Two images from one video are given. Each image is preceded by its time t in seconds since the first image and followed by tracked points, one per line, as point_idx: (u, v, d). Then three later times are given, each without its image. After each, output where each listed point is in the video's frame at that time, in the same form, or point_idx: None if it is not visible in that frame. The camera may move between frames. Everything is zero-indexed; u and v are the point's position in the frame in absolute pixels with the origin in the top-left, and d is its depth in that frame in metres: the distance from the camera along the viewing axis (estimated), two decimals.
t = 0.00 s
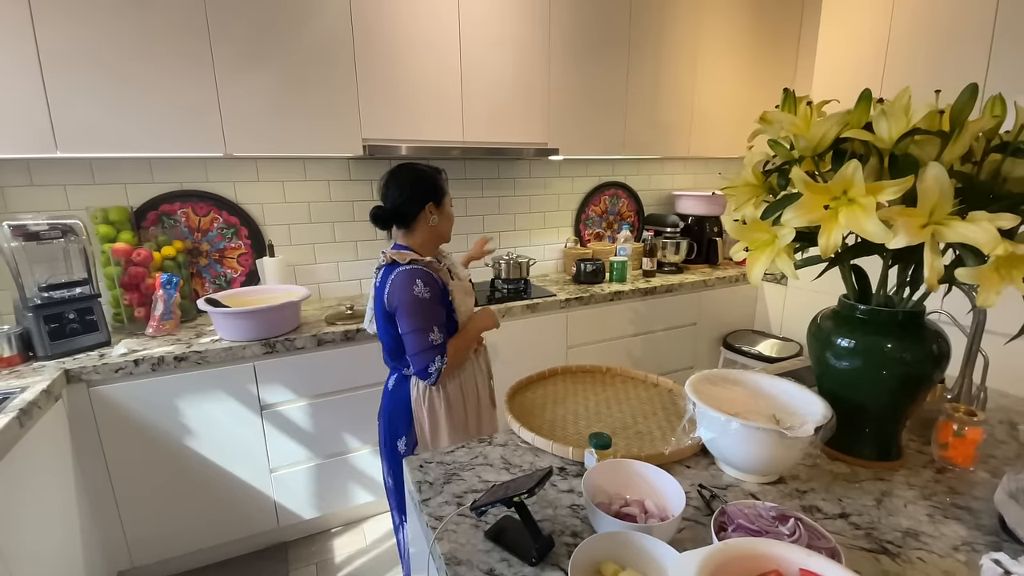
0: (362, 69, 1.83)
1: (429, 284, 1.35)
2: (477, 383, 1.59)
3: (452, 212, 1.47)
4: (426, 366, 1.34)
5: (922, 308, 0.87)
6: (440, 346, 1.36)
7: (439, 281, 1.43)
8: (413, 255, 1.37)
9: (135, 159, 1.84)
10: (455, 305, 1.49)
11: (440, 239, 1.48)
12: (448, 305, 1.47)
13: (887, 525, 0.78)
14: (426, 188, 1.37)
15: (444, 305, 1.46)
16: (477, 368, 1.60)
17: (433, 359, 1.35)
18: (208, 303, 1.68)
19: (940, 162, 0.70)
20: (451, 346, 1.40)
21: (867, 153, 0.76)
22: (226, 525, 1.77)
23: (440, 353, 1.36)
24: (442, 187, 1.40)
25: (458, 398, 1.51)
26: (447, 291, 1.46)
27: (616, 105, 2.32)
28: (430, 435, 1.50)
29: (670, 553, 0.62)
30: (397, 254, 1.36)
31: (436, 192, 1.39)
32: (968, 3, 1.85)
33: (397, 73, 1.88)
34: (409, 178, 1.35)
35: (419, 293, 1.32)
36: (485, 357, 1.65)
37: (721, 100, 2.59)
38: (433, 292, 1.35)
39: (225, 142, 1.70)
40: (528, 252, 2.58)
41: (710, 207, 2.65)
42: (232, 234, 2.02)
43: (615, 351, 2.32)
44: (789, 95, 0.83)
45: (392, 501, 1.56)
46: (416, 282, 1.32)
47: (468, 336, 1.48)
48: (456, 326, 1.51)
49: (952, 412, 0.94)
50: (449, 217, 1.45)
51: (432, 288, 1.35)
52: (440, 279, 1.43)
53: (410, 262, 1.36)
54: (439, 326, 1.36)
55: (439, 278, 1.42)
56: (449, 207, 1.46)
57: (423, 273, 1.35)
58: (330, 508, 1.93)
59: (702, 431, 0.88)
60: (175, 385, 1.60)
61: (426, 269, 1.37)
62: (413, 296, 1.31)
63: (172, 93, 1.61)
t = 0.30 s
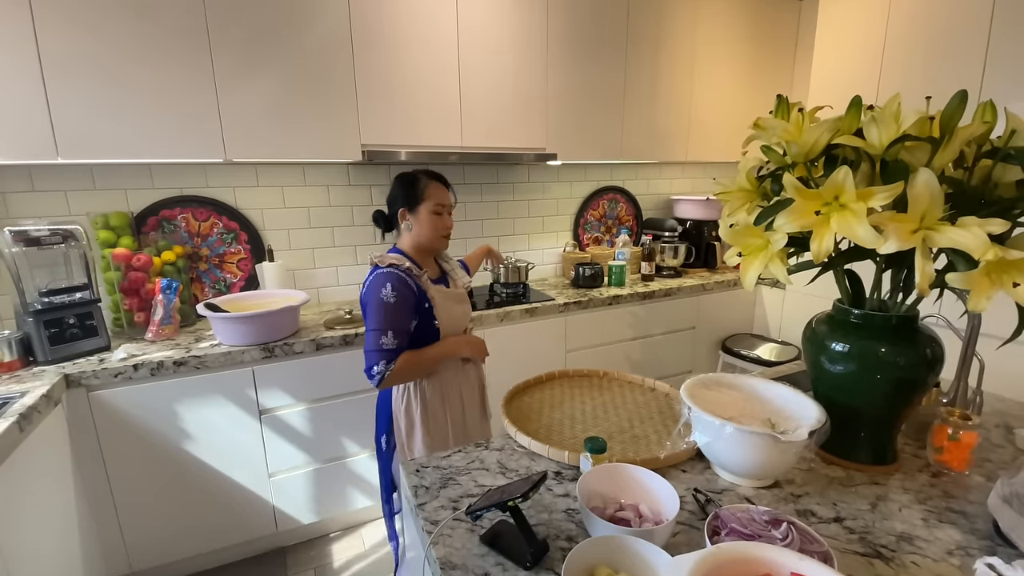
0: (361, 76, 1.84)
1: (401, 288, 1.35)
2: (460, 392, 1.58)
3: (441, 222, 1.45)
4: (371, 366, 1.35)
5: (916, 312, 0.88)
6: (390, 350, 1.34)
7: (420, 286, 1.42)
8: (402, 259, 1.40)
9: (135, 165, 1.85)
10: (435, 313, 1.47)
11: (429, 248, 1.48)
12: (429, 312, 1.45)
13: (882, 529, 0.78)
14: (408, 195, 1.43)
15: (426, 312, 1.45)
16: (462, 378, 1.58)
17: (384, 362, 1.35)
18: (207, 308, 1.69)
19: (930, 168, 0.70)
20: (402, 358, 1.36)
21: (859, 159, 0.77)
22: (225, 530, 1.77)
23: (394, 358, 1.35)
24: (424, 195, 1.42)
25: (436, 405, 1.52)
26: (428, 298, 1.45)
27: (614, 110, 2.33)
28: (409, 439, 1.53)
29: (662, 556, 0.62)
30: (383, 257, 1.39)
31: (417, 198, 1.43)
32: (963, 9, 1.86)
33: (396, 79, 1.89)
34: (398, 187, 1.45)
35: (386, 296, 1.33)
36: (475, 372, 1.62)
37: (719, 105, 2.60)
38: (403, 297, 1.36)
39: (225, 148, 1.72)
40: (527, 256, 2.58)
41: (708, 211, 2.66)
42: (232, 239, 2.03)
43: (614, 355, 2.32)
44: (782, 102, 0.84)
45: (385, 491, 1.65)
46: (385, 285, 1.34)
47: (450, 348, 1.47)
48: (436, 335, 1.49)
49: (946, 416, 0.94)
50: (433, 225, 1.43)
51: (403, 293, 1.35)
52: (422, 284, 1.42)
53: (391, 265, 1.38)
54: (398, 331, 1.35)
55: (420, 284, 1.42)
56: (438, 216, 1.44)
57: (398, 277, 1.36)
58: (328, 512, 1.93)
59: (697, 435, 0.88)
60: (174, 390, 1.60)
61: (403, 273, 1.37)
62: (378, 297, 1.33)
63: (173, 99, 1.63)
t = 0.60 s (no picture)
0: (363, 81, 1.85)
1: (393, 292, 1.36)
2: (454, 397, 1.58)
3: (431, 228, 1.45)
4: (361, 368, 1.36)
5: (916, 319, 0.87)
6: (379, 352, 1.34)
7: (414, 291, 1.43)
8: (397, 262, 1.41)
9: (138, 170, 1.86)
10: (427, 319, 1.47)
11: (423, 255, 1.49)
12: (421, 317, 1.46)
13: (882, 536, 0.78)
14: (404, 202, 1.47)
15: (419, 316, 1.45)
16: (456, 383, 1.58)
17: (375, 365, 1.35)
18: (209, 313, 1.69)
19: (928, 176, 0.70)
20: (391, 360, 1.36)
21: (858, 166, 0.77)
22: (225, 535, 1.77)
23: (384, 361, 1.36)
24: (416, 201, 1.44)
25: (428, 410, 1.52)
26: (421, 303, 1.45)
27: (615, 114, 2.33)
28: (401, 443, 1.54)
29: (659, 563, 0.62)
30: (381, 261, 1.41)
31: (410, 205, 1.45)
32: (963, 14, 1.86)
33: (398, 85, 1.90)
34: (398, 195, 1.50)
35: (378, 300, 1.35)
36: (470, 377, 1.62)
37: (719, 109, 2.61)
38: (395, 301, 1.37)
39: (228, 153, 1.72)
40: (528, 261, 2.59)
41: (709, 216, 2.66)
42: (234, 244, 2.04)
43: (615, 359, 2.32)
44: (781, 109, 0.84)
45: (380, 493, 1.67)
46: (378, 289, 1.35)
47: (444, 353, 1.47)
48: (427, 340, 1.50)
49: (947, 423, 0.94)
50: (422, 231, 1.44)
51: (395, 297, 1.37)
52: (416, 289, 1.43)
53: (385, 269, 1.40)
54: (389, 334, 1.36)
55: (414, 288, 1.43)
56: (430, 223, 1.45)
57: (391, 282, 1.37)
58: (329, 517, 1.93)
59: (697, 442, 0.88)
60: (175, 394, 1.61)
61: (397, 278, 1.39)
62: (371, 301, 1.34)
63: (176, 105, 1.64)
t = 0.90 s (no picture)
0: (367, 84, 1.86)
1: (395, 294, 1.36)
2: (456, 399, 1.58)
3: (426, 229, 1.45)
4: (366, 370, 1.36)
5: (920, 323, 0.87)
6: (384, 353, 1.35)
7: (415, 293, 1.43)
8: (398, 264, 1.41)
9: (142, 173, 1.87)
10: (429, 320, 1.47)
11: (420, 257, 1.49)
12: (423, 319, 1.46)
13: (886, 542, 0.78)
14: (401, 205, 1.48)
15: (421, 318, 1.45)
16: (458, 384, 1.58)
17: (380, 367, 1.35)
18: (211, 314, 1.69)
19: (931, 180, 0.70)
20: (397, 362, 1.37)
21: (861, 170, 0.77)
22: (226, 537, 1.77)
23: (389, 363, 1.36)
24: (412, 204, 1.45)
25: (431, 412, 1.52)
26: (423, 304, 1.45)
27: (617, 117, 2.34)
28: (404, 446, 1.54)
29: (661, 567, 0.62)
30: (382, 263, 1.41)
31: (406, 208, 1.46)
32: (965, 18, 1.86)
33: (401, 89, 1.91)
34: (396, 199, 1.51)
35: (380, 302, 1.35)
36: (472, 379, 1.62)
37: (722, 113, 2.61)
38: (398, 303, 1.37)
39: (231, 155, 1.73)
40: (530, 264, 2.59)
41: (711, 219, 2.66)
42: (237, 246, 2.05)
43: (617, 363, 2.31)
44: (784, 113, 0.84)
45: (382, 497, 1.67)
46: (380, 291, 1.36)
47: (446, 353, 1.47)
48: (430, 341, 1.50)
49: (950, 428, 0.93)
50: (418, 233, 1.44)
51: (397, 298, 1.37)
52: (417, 290, 1.43)
53: (387, 271, 1.40)
54: (393, 336, 1.36)
55: (415, 290, 1.43)
56: (425, 225, 1.45)
57: (393, 283, 1.37)
58: (330, 520, 1.93)
59: (700, 446, 0.88)
60: (178, 396, 1.61)
61: (398, 279, 1.39)
62: (373, 303, 1.35)
63: (180, 108, 1.64)
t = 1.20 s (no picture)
0: (369, 88, 1.86)
1: (396, 296, 1.36)
2: (458, 403, 1.57)
3: (425, 232, 1.45)
4: (369, 373, 1.36)
5: (920, 329, 0.87)
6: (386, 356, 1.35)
7: (416, 295, 1.43)
8: (399, 267, 1.41)
9: (144, 174, 1.87)
10: (430, 323, 1.47)
11: (419, 260, 1.49)
12: (424, 321, 1.46)
13: (885, 549, 0.77)
14: (400, 208, 1.48)
15: (422, 321, 1.45)
16: (459, 387, 1.58)
17: (382, 370, 1.35)
18: (212, 315, 1.70)
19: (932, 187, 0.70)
20: (400, 364, 1.37)
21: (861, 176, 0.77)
22: (223, 540, 1.76)
23: (391, 366, 1.35)
24: (410, 207, 1.45)
25: (432, 415, 1.52)
26: (424, 307, 1.45)
27: (618, 122, 2.34)
28: (405, 449, 1.53)
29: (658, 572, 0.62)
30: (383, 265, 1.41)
31: (405, 211, 1.46)
32: (966, 26, 1.87)
33: (403, 92, 1.92)
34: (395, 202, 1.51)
35: (381, 305, 1.34)
36: (473, 381, 1.62)
37: (723, 118, 2.62)
38: (399, 305, 1.37)
39: (233, 157, 1.73)
40: (531, 267, 2.59)
41: (712, 224, 2.66)
42: (238, 247, 2.05)
43: (617, 367, 2.31)
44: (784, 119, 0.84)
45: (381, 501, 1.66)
46: (381, 294, 1.36)
47: (448, 356, 1.47)
48: (431, 343, 1.49)
49: (951, 435, 0.93)
50: (416, 236, 1.44)
51: (398, 301, 1.37)
52: (418, 293, 1.43)
53: (387, 274, 1.40)
54: (395, 339, 1.36)
55: (416, 292, 1.43)
56: (423, 228, 1.45)
57: (394, 286, 1.37)
58: (328, 523, 1.92)
59: (699, 451, 0.87)
60: (177, 397, 1.61)
61: (399, 282, 1.39)
62: (374, 306, 1.35)
63: (183, 110, 1.65)
